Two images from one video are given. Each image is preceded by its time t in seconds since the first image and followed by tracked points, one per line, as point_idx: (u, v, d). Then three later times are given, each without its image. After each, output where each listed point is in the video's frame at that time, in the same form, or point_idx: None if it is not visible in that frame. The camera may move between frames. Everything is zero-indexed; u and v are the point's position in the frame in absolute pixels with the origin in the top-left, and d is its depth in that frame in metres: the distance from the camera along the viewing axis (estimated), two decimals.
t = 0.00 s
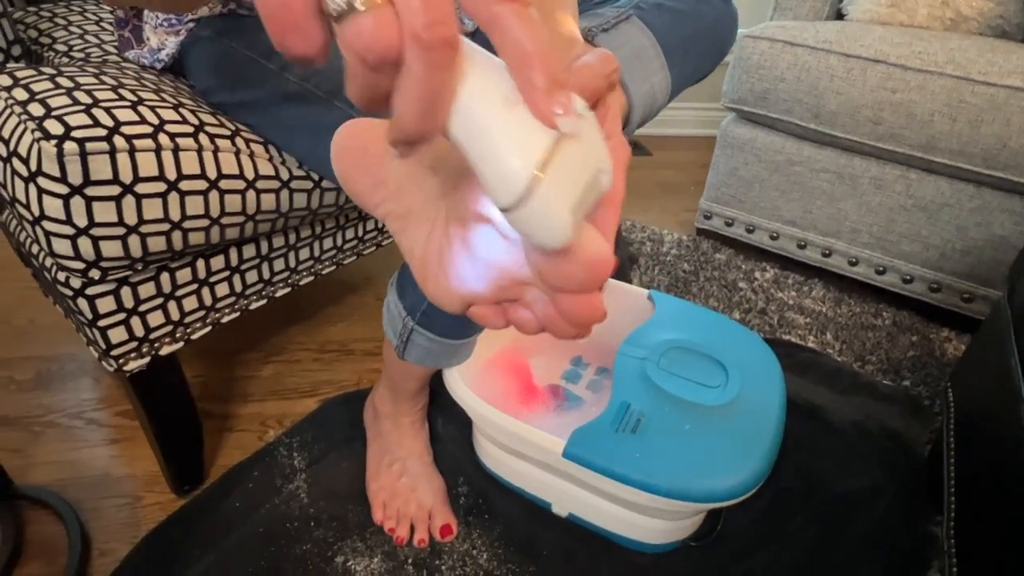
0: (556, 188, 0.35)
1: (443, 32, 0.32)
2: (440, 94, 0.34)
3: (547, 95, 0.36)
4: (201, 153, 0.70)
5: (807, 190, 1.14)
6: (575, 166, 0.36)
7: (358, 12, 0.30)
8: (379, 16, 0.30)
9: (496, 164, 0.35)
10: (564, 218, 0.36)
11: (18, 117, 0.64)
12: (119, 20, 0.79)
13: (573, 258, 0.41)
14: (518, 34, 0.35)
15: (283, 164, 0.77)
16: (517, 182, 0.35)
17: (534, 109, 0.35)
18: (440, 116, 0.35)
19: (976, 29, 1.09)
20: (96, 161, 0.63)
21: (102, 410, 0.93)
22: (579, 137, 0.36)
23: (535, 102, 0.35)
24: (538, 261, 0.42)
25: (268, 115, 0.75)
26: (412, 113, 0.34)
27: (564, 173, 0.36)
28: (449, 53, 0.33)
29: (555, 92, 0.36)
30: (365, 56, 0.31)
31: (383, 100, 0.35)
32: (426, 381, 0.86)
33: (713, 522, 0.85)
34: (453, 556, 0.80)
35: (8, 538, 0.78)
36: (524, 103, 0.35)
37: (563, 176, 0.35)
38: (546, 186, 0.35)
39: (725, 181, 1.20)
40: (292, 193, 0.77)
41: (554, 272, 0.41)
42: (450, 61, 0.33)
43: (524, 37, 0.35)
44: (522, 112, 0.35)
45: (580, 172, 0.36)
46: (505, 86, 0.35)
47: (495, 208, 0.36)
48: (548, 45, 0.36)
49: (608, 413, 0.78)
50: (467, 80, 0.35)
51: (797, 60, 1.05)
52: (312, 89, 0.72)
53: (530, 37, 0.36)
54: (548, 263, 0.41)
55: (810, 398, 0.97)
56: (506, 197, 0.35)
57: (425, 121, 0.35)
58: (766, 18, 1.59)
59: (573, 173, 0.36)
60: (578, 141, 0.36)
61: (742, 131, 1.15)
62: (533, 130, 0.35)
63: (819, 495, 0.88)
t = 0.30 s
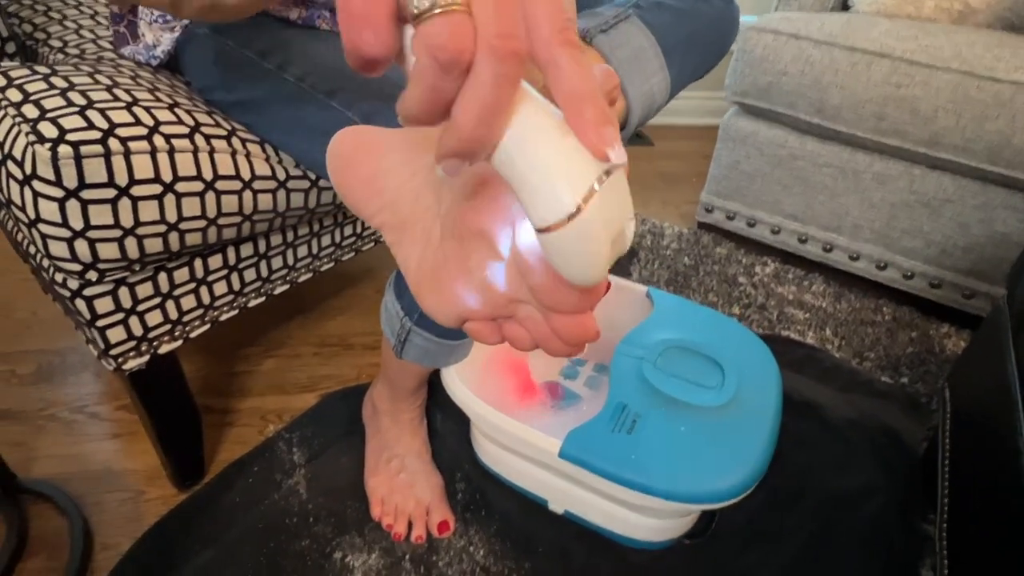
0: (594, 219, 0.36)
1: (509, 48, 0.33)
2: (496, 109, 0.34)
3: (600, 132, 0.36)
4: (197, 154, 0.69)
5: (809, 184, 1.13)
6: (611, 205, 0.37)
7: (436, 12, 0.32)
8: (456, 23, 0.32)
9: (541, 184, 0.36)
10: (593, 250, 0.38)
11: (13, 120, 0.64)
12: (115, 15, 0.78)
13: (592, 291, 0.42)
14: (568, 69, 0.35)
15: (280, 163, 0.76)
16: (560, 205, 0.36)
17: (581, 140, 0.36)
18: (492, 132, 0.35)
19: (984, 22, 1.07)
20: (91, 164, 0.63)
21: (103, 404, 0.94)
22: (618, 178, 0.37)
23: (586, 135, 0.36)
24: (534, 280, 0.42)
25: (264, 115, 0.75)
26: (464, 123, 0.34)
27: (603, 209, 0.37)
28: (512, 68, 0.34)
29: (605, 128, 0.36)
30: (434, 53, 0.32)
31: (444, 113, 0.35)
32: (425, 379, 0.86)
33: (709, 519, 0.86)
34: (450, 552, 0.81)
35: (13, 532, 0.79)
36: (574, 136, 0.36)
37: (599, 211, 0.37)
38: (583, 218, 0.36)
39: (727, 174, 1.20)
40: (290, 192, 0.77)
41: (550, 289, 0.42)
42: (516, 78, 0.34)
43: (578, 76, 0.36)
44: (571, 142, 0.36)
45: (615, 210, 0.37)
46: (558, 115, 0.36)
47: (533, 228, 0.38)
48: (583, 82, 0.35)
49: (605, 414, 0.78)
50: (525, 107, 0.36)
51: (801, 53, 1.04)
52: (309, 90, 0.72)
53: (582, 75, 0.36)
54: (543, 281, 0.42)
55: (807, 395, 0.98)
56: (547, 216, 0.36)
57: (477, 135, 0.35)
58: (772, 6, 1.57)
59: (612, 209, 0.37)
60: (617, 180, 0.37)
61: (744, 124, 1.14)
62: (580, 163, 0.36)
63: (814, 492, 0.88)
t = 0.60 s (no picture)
0: (548, 188, 0.34)
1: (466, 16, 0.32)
2: (453, 79, 0.33)
3: (558, 101, 0.34)
4: (195, 151, 0.69)
5: (815, 175, 1.12)
6: (568, 176, 0.35)
7: None
8: None
9: (495, 148, 0.34)
10: (551, 222, 0.35)
11: (8, 117, 0.64)
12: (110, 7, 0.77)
13: (559, 273, 0.39)
14: (536, 49, 0.34)
15: (280, 158, 0.76)
16: (511, 170, 0.34)
17: (541, 113, 0.34)
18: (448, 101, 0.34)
19: (995, 10, 1.05)
20: (88, 163, 0.63)
21: (106, 397, 0.94)
22: (580, 151, 0.35)
23: (543, 104, 0.34)
24: (524, 291, 0.41)
25: (262, 111, 0.74)
26: (422, 95, 0.33)
27: (560, 178, 0.35)
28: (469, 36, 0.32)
29: (568, 103, 0.35)
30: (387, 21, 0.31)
31: (400, 85, 0.33)
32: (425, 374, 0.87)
33: (709, 515, 0.86)
34: (451, 546, 0.81)
35: (19, 525, 0.80)
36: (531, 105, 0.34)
37: (557, 180, 0.35)
38: (537, 185, 0.34)
39: (731, 165, 1.19)
40: (289, 188, 0.77)
41: (539, 302, 0.41)
42: (470, 46, 0.32)
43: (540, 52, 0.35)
44: (529, 112, 0.34)
45: (576, 184, 0.35)
46: (515, 85, 0.34)
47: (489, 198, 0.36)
48: (601, 95, 0.37)
49: (605, 411, 0.78)
50: (482, 76, 0.34)
51: (808, 43, 1.02)
52: (307, 85, 0.71)
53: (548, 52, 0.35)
54: (533, 293, 0.41)
55: (808, 388, 0.98)
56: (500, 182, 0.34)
57: (437, 106, 0.34)
58: None
59: (569, 178, 0.35)
60: (577, 152, 0.35)
61: (749, 115, 1.13)
62: (535, 130, 0.34)
63: (815, 487, 0.88)
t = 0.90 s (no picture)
0: (495, 208, 0.38)
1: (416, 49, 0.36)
2: (406, 106, 0.37)
3: (507, 128, 0.38)
4: (189, 165, 0.69)
5: (812, 178, 1.12)
6: (519, 199, 0.39)
7: (348, 18, 0.34)
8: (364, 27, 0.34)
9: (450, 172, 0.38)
10: (500, 241, 0.39)
11: (3, 135, 0.63)
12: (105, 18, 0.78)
13: (531, 294, 0.41)
14: (488, 79, 0.38)
15: (275, 171, 0.76)
16: (462, 190, 0.38)
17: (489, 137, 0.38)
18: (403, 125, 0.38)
19: (994, 12, 1.05)
20: (83, 180, 0.63)
21: (107, 402, 0.95)
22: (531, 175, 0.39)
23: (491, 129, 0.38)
24: (516, 319, 0.42)
25: (259, 123, 0.75)
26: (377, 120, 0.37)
27: (509, 200, 0.38)
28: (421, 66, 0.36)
29: (513, 129, 0.39)
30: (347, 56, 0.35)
31: (358, 109, 0.38)
32: (421, 381, 0.87)
33: (702, 522, 0.86)
34: (447, 552, 0.82)
35: (21, 531, 0.81)
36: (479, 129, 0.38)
37: (505, 204, 0.38)
38: (484, 207, 0.38)
39: (729, 167, 1.19)
40: (284, 200, 0.77)
41: (529, 328, 0.42)
42: (421, 76, 0.36)
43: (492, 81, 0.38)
44: (479, 138, 0.38)
45: (525, 205, 0.39)
46: (468, 111, 0.39)
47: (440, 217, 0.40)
48: (591, 128, 0.46)
49: (599, 420, 0.79)
50: (435, 102, 0.38)
51: (805, 46, 1.02)
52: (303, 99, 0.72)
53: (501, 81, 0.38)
54: (524, 320, 0.42)
55: (804, 392, 0.98)
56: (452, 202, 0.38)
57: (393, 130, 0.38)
58: None
59: (520, 202, 0.39)
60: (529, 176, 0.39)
61: (747, 117, 1.13)
62: (485, 157, 0.38)
63: (811, 489, 0.88)
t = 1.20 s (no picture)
0: (480, 250, 0.36)
1: (383, 105, 0.35)
2: (384, 164, 0.36)
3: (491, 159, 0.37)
4: (179, 174, 0.68)
5: (806, 180, 1.12)
6: (513, 232, 0.37)
7: (311, 95, 0.34)
8: (329, 98, 0.34)
9: (433, 226, 0.37)
10: (497, 280, 0.37)
11: None
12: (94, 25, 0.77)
13: (538, 320, 0.40)
14: (455, 119, 0.37)
15: (265, 178, 0.75)
16: (446, 241, 0.37)
17: (466, 175, 0.37)
18: (387, 182, 0.37)
19: (987, 14, 1.06)
20: (70, 190, 0.62)
21: (100, 409, 0.95)
22: (524, 206, 0.38)
23: (469, 163, 0.37)
24: (505, 341, 0.42)
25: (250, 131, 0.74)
26: (358, 181, 0.36)
27: (503, 237, 0.37)
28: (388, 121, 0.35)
29: (491, 164, 0.37)
30: (312, 126, 0.34)
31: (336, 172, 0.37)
32: (415, 387, 0.87)
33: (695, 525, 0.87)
34: (441, 558, 0.82)
35: (14, 538, 0.80)
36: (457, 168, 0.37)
37: (497, 241, 0.37)
38: (474, 252, 0.36)
39: (724, 169, 1.19)
40: (275, 208, 0.76)
41: (518, 351, 0.42)
42: (388, 134, 0.35)
43: (462, 120, 0.37)
44: (457, 181, 0.37)
45: (521, 238, 0.37)
46: (444, 156, 0.37)
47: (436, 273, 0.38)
48: (585, 141, 0.46)
49: (592, 426, 0.79)
50: (409, 143, 0.37)
51: (799, 48, 1.02)
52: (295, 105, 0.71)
53: (470, 115, 0.38)
54: (512, 343, 0.41)
55: (798, 394, 0.98)
56: (439, 256, 0.37)
57: (376, 190, 0.37)
58: None
59: (509, 238, 0.37)
60: (521, 209, 0.37)
61: (741, 120, 1.13)
62: (465, 198, 0.37)
63: (805, 493, 0.88)
